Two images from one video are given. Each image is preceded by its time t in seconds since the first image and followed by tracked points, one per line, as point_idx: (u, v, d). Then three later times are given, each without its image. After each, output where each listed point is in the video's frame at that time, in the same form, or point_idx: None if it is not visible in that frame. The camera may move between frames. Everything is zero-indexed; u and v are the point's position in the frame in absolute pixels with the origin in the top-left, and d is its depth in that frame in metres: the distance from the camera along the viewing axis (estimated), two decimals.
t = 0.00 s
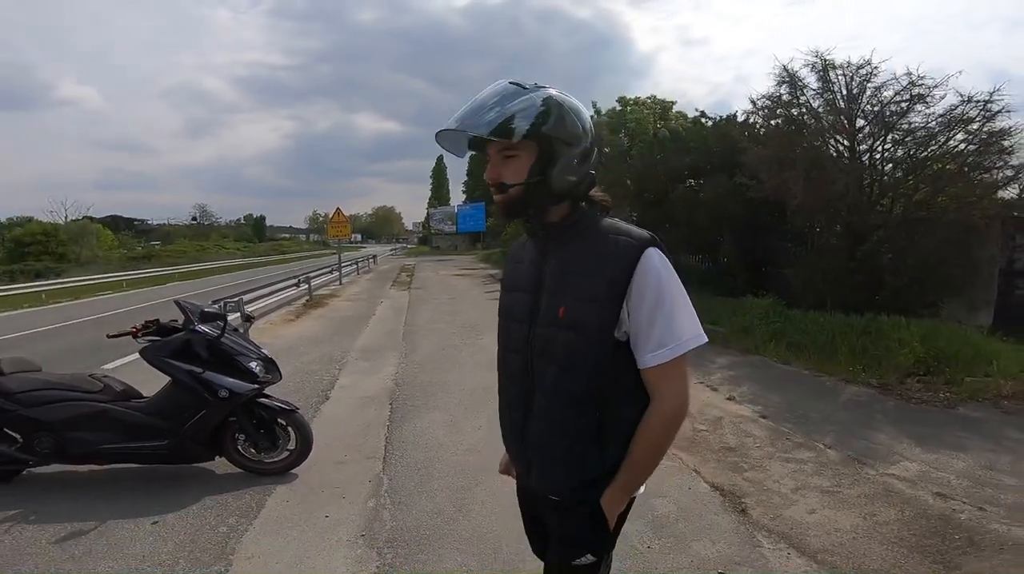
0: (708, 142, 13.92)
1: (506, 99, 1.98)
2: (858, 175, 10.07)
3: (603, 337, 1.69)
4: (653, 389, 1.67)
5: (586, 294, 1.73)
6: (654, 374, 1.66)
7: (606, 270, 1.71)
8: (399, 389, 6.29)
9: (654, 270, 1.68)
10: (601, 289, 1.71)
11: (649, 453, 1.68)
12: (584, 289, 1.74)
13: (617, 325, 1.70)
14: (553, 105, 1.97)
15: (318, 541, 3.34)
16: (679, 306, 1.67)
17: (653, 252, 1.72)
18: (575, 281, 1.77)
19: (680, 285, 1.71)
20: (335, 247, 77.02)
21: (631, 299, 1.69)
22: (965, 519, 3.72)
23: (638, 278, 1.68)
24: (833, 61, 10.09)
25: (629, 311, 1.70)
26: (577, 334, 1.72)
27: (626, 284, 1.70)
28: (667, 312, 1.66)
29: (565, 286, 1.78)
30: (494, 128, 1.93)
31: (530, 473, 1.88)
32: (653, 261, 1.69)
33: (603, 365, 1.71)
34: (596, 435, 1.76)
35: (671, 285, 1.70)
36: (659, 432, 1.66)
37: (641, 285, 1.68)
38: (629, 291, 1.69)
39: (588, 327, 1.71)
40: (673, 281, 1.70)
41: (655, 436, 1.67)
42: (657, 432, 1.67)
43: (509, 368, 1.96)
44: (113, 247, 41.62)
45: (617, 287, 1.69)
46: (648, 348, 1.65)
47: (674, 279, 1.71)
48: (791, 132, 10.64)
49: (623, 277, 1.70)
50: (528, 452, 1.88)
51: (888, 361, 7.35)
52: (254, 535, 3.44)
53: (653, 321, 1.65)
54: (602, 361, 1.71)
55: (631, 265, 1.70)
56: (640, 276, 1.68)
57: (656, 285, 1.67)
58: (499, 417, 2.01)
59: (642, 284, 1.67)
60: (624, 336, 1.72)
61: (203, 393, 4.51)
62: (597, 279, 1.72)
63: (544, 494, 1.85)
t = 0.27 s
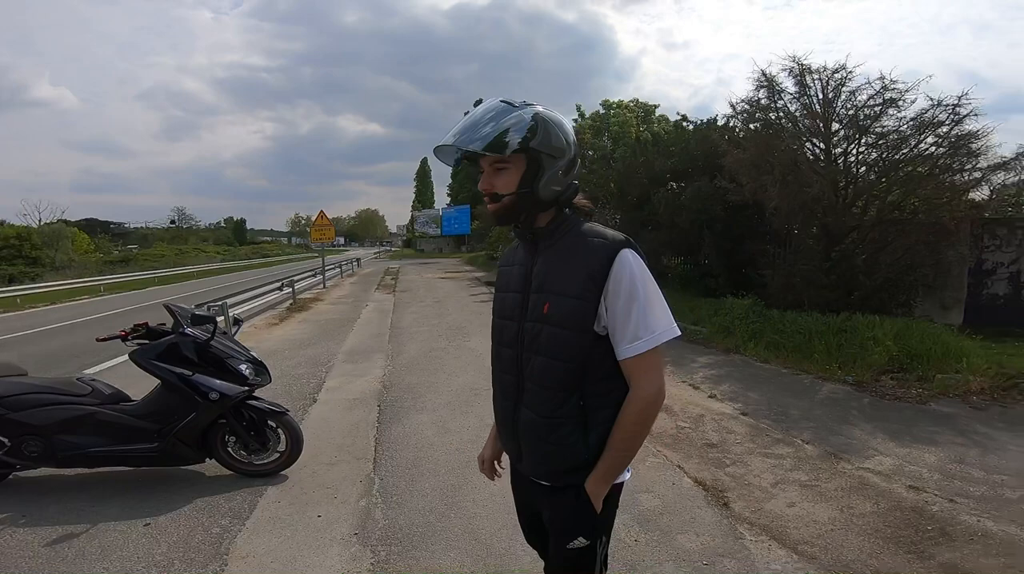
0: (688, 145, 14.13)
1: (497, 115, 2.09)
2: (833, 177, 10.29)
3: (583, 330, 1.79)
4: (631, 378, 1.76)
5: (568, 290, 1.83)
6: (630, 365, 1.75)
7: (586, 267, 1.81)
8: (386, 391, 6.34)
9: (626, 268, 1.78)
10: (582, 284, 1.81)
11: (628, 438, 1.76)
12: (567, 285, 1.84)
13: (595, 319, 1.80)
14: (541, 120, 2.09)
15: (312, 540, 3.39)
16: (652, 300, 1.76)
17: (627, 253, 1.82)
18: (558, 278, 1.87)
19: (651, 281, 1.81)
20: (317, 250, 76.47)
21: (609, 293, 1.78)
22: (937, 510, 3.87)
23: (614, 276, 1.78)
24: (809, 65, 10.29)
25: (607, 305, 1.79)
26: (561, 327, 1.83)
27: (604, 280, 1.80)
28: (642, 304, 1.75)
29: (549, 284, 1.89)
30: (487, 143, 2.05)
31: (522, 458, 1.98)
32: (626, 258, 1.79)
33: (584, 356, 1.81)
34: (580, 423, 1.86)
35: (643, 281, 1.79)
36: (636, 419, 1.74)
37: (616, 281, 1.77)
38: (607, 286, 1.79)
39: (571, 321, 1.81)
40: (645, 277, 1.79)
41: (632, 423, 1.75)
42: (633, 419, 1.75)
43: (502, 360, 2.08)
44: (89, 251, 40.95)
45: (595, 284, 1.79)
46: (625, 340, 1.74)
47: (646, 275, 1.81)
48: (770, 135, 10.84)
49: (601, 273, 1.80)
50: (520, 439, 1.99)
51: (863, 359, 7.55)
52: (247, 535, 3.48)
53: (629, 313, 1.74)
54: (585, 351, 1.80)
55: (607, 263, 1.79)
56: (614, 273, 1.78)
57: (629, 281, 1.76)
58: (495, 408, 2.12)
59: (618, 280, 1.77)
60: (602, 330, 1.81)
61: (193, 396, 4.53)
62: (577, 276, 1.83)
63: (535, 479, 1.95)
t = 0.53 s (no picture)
0: (671, 147, 14.31)
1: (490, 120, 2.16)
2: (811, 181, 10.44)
3: (574, 327, 1.86)
4: (619, 373, 1.82)
5: (560, 288, 1.91)
6: (618, 360, 1.81)
7: (577, 266, 1.89)
8: (373, 392, 6.37)
9: (616, 268, 1.86)
10: (573, 284, 1.88)
11: (618, 432, 1.81)
12: (559, 284, 1.92)
13: (586, 317, 1.87)
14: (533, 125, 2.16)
15: (302, 539, 3.42)
16: (639, 298, 1.84)
17: (617, 252, 1.90)
18: (550, 278, 1.95)
19: (640, 281, 1.88)
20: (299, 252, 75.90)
21: (599, 292, 1.86)
22: (911, 504, 4.00)
23: (604, 275, 1.85)
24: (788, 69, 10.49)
25: (597, 303, 1.86)
26: (554, 324, 1.90)
27: (594, 279, 1.87)
28: (630, 302, 1.82)
29: (542, 284, 1.96)
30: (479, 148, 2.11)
31: (518, 453, 2.04)
32: (615, 258, 1.87)
33: (575, 352, 1.88)
34: (573, 418, 1.93)
35: (631, 281, 1.87)
36: (625, 413, 1.80)
37: (606, 280, 1.85)
38: (597, 285, 1.86)
39: (563, 319, 1.88)
40: (633, 277, 1.87)
41: (621, 417, 1.81)
42: (623, 414, 1.80)
43: (497, 359, 2.15)
44: (65, 253, 40.32)
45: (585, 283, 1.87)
46: (614, 337, 1.81)
47: (635, 275, 1.89)
48: (750, 139, 11.03)
49: (592, 273, 1.87)
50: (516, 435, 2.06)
51: (840, 358, 7.73)
52: (236, 535, 3.50)
53: (618, 311, 1.81)
54: (576, 348, 1.87)
55: (597, 264, 1.87)
56: (604, 272, 1.86)
57: (619, 280, 1.84)
58: (491, 405, 2.19)
59: (607, 279, 1.84)
60: (593, 327, 1.88)
61: (180, 397, 4.53)
62: (567, 275, 1.90)
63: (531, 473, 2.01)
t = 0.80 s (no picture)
0: (654, 149, 14.44)
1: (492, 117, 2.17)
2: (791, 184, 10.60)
3: (574, 331, 1.90)
4: (619, 377, 1.86)
5: (559, 292, 1.94)
6: (620, 365, 1.85)
7: (578, 271, 1.92)
8: (359, 394, 6.37)
9: (618, 273, 1.89)
10: (574, 289, 1.92)
11: (617, 436, 1.85)
12: (559, 288, 1.95)
13: (588, 321, 1.90)
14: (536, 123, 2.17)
15: (290, 540, 3.43)
16: (641, 302, 1.87)
17: (620, 256, 1.92)
18: (551, 282, 1.98)
19: (642, 286, 1.91)
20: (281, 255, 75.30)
21: (600, 296, 1.89)
22: (890, 499, 4.09)
23: (606, 279, 1.88)
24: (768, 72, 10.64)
25: (598, 308, 1.90)
26: (554, 328, 1.93)
27: (596, 284, 1.90)
28: (631, 307, 1.85)
29: (543, 287, 2.00)
30: (481, 144, 2.13)
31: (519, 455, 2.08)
32: (617, 263, 1.90)
33: (575, 356, 1.91)
34: (573, 420, 1.96)
35: (633, 286, 1.90)
36: (625, 417, 1.84)
37: (608, 285, 1.88)
38: (598, 290, 1.89)
39: (563, 322, 1.91)
40: (636, 283, 1.90)
41: (622, 421, 1.85)
42: (623, 417, 1.84)
43: (497, 360, 2.19)
44: (42, 255, 39.66)
45: (587, 288, 1.90)
46: (616, 342, 1.84)
47: (638, 281, 1.92)
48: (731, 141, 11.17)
49: (594, 278, 1.90)
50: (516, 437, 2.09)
51: (820, 356, 7.86)
52: (224, 537, 3.50)
53: (619, 316, 1.85)
54: (576, 353, 1.91)
55: (599, 269, 1.90)
56: (607, 277, 1.89)
57: (621, 286, 1.87)
58: (490, 406, 2.23)
59: (609, 284, 1.87)
60: (594, 331, 1.92)
61: (164, 399, 4.51)
62: (569, 279, 1.93)
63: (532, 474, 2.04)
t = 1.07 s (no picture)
0: (643, 150, 14.50)
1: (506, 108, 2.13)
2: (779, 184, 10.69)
3: (586, 339, 1.89)
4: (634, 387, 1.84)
5: (570, 298, 1.94)
6: (636, 375, 1.82)
7: (590, 278, 1.90)
8: (350, 395, 6.35)
9: (634, 281, 1.86)
10: (585, 296, 1.90)
11: (627, 446, 1.85)
12: (569, 295, 1.94)
13: (601, 328, 1.89)
14: (551, 116, 2.13)
15: (283, 542, 3.42)
16: (659, 310, 1.84)
17: (637, 261, 1.89)
18: (561, 287, 1.98)
19: (661, 293, 1.88)
20: (269, 256, 74.89)
21: (616, 303, 1.87)
22: (880, 496, 4.13)
23: (621, 285, 1.86)
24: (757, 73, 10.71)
25: (612, 316, 1.88)
26: (563, 335, 1.93)
27: (611, 290, 1.88)
28: (648, 316, 1.82)
29: (553, 293, 1.99)
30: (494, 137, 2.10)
31: (527, 458, 2.10)
32: (634, 269, 1.87)
33: (586, 364, 1.91)
34: (582, 427, 1.97)
35: (651, 293, 1.87)
36: (638, 428, 1.83)
37: (623, 292, 1.85)
38: (613, 297, 1.87)
39: (573, 330, 1.91)
40: (654, 290, 1.86)
41: (634, 432, 1.84)
42: (636, 428, 1.83)
43: (506, 363, 2.20)
44: (26, 257, 39.25)
45: (601, 295, 1.87)
46: (631, 351, 1.82)
47: (656, 287, 1.88)
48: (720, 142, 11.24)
49: (608, 285, 1.88)
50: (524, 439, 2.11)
51: (809, 355, 7.92)
52: (216, 540, 3.48)
53: (635, 325, 1.82)
54: (586, 361, 1.90)
55: (613, 275, 1.88)
56: (623, 285, 1.86)
57: (637, 293, 1.84)
58: (498, 408, 2.24)
59: (624, 292, 1.85)
60: (607, 338, 1.90)
61: (153, 402, 4.47)
62: (581, 285, 1.92)
63: (539, 478, 2.06)
